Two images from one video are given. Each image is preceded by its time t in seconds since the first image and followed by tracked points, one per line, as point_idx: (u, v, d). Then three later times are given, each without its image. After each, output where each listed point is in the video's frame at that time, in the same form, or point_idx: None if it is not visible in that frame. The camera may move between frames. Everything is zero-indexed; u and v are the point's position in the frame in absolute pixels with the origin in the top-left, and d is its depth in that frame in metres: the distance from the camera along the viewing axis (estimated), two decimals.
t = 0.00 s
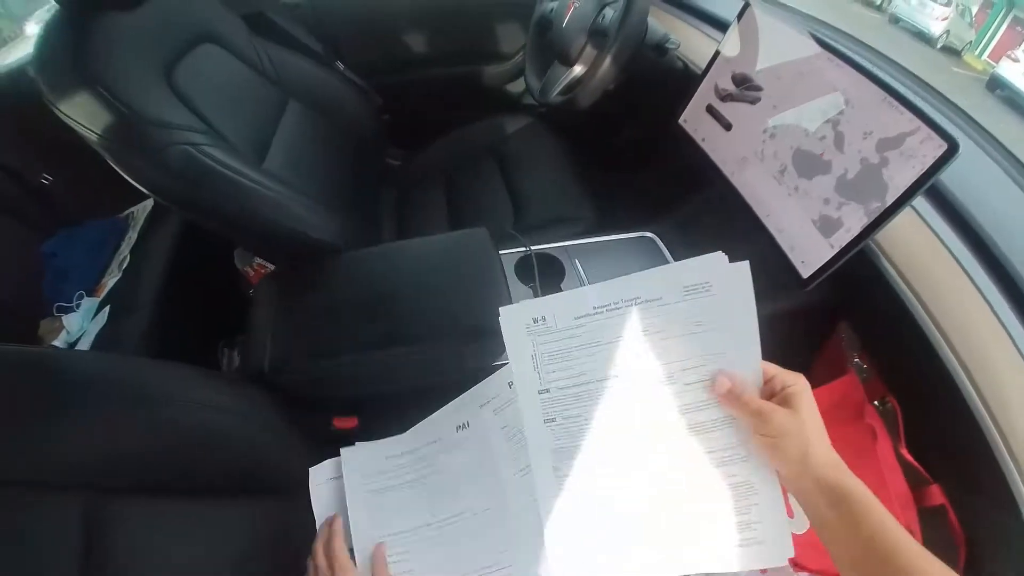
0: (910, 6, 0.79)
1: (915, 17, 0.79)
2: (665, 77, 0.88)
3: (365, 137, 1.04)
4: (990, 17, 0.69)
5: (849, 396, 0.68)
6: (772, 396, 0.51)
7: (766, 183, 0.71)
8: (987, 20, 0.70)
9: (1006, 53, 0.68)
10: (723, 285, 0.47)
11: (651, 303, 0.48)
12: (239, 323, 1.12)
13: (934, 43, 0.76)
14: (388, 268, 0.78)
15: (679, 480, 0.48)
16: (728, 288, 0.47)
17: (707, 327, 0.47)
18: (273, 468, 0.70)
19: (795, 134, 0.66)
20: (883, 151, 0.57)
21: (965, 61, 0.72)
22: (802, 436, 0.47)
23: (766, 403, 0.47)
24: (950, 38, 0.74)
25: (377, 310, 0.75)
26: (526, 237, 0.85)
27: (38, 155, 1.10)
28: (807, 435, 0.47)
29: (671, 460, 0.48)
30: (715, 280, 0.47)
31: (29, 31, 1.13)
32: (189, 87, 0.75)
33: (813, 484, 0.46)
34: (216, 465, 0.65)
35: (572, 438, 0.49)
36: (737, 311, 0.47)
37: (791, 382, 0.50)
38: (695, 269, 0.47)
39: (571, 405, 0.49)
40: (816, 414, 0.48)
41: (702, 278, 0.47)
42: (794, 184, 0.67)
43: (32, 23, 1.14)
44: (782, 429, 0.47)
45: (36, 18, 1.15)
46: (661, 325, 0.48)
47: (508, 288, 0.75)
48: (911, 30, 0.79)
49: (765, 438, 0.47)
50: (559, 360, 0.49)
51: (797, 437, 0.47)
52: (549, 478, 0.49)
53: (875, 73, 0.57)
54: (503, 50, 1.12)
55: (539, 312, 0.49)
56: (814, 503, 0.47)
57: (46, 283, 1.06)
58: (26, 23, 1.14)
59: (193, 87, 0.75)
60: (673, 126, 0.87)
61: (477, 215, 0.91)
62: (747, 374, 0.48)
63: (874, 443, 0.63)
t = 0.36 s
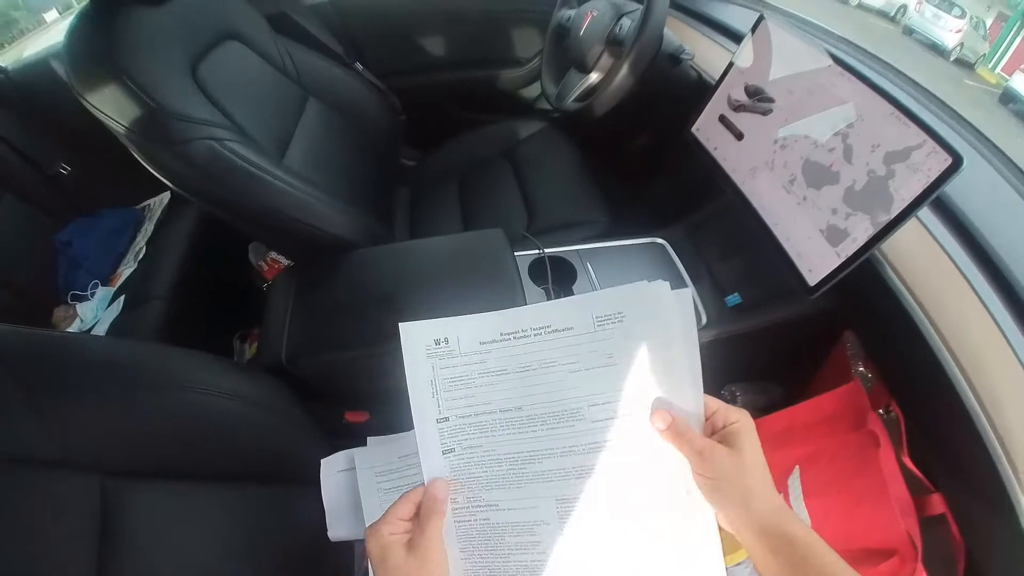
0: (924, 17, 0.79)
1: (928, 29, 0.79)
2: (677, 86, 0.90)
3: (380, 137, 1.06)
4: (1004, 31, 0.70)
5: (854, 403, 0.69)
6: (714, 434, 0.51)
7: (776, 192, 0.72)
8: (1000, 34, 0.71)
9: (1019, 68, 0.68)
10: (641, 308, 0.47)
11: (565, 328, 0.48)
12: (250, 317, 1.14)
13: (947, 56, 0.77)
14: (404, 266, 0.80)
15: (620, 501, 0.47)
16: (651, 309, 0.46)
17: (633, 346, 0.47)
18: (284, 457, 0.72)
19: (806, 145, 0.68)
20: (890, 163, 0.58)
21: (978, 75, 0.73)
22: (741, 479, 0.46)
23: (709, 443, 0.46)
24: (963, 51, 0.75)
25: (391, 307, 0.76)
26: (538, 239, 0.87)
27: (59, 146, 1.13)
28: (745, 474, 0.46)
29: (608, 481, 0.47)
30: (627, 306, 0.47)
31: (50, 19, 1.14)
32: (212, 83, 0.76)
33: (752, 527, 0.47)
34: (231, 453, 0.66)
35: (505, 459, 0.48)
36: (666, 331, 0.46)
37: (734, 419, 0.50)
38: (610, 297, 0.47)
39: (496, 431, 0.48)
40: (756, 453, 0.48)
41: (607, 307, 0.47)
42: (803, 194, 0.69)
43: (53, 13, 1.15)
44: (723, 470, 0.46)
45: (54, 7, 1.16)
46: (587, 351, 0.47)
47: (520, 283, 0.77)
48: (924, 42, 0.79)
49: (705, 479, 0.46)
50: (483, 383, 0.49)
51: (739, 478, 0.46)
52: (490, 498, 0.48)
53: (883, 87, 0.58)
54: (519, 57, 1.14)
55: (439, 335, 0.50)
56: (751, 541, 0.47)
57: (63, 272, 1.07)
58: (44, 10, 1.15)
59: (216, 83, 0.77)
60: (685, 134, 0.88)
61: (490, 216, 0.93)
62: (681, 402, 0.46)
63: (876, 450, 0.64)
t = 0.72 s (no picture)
0: (930, 23, 0.78)
1: (935, 35, 0.78)
2: (682, 92, 0.89)
3: (383, 140, 1.05)
4: (1009, 37, 0.68)
5: (855, 415, 0.69)
6: (742, 446, 0.52)
7: (781, 203, 0.71)
8: (1006, 39, 0.69)
9: None
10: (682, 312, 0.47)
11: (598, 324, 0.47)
12: (252, 319, 1.14)
13: (952, 62, 0.75)
14: (405, 273, 0.79)
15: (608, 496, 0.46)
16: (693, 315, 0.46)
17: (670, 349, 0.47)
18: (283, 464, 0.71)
19: (812, 156, 0.67)
20: (898, 177, 0.58)
21: (984, 80, 0.72)
22: (765, 493, 0.48)
23: (734, 456, 0.48)
24: (968, 57, 0.74)
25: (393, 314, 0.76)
26: (540, 246, 0.86)
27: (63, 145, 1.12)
28: (769, 490, 0.49)
29: (600, 475, 0.46)
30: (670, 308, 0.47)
31: (57, 18, 1.12)
32: (215, 87, 0.76)
33: (767, 537, 0.49)
34: (229, 459, 0.66)
35: (495, 446, 0.46)
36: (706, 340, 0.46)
37: (762, 433, 0.51)
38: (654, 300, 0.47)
39: (489, 414, 0.46)
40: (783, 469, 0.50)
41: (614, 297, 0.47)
42: (808, 206, 0.68)
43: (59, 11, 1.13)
44: (745, 483, 0.48)
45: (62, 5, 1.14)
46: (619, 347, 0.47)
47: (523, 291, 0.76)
48: (930, 48, 0.78)
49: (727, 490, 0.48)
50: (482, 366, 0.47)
51: (762, 493, 0.49)
52: (477, 485, 0.47)
53: (893, 100, 0.58)
54: (523, 60, 1.13)
55: (439, 312, 0.47)
56: (762, 548, 0.50)
57: (67, 272, 1.07)
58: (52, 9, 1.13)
59: (218, 86, 0.76)
60: (689, 142, 0.88)
61: (492, 222, 0.92)
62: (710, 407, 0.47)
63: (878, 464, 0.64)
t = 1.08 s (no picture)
0: (932, 27, 0.78)
1: (937, 39, 0.77)
2: (684, 99, 0.90)
3: (384, 145, 1.05)
4: (1010, 42, 0.67)
5: (855, 428, 0.69)
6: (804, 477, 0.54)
7: (782, 214, 0.71)
8: (1008, 43, 0.67)
9: None
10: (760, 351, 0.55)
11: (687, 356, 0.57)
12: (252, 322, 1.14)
13: (953, 66, 0.75)
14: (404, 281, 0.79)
15: (487, 384, 0.62)
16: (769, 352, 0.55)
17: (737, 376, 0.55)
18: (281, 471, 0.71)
19: (813, 167, 0.66)
20: (899, 190, 0.57)
21: (985, 84, 0.71)
22: (825, 523, 0.49)
23: (797, 485, 0.51)
24: (970, 61, 0.73)
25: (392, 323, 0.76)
26: (541, 254, 0.86)
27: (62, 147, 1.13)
28: (835, 523, 0.50)
29: (480, 368, 0.62)
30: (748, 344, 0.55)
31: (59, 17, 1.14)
32: (215, 94, 0.76)
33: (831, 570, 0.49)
34: (226, 469, 0.66)
35: (406, 345, 0.63)
36: (781, 376, 0.54)
37: (822, 467, 0.53)
38: (736, 337, 0.56)
39: (395, 320, 0.65)
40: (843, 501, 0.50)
41: (473, 244, 0.69)
42: (809, 218, 0.67)
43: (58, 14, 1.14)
44: (811, 514, 0.50)
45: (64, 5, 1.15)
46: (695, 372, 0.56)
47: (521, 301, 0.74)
48: (932, 52, 0.78)
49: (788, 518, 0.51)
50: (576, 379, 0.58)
51: (825, 522, 0.50)
52: (390, 375, 0.62)
53: (895, 111, 0.57)
54: (524, 65, 1.13)
55: (361, 259, 0.69)
56: None
57: (68, 273, 1.08)
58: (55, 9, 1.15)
59: (219, 93, 0.76)
60: (692, 150, 0.88)
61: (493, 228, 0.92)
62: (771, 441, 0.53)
63: (875, 477, 0.64)
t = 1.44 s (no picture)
0: (932, 29, 0.77)
1: (938, 40, 0.77)
2: (687, 103, 0.89)
3: (385, 148, 1.05)
4: (1010, 44, 0.66)
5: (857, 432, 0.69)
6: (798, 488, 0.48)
7: (786, 220, 0.71)
8: (1009, 45, 0.66)
9: None
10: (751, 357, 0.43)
11: (674, 365, 0.44)
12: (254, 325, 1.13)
13: (953, 68, 0.75)
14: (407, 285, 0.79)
15: (483, 391, 0.61)
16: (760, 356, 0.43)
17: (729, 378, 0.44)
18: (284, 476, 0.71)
19: (817, 173, 0.66)
20: (903, 197, 0.57)
21: (985, 86, 0.71)
22: (831, 544, 0.43)
23: (797, 501, 0.44)
24: (970, 63, 0.73)
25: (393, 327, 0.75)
26: (544, 258, 0.85)
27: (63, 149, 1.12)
28: (837, 541, 0.44)
29: (475, 375, 0.62)
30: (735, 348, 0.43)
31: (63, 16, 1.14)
32: (216, 96, 0.75)
33: None
34: (228, 474, 0.65)
35: (405, 353, 0.63)
36: (767, 376, 0.43)
37: (815, 474, 0.48)
38: (716, 338, 0.43)
39: (400, 333, 0.65)
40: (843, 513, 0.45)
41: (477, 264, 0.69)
42: (813, 223, 0.67)
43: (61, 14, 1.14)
44: (813, 530, 0.43)
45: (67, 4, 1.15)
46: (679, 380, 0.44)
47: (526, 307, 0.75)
48: (933, 54, 0.78)
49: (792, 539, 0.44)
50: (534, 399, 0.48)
51: (829, 536, 0.44)
52: (390, 381, 0.62)
53: (899, 118, 0.57)
54: (526, 68, 1.13)
55: (372, 278, 0.69)
56: None
57: (68, 275, 1.07)
58: (58, 8, 1.14)
59: (221, 95, 0.76)
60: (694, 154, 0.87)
61: (495, 231, 0.92)
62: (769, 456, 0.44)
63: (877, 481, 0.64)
